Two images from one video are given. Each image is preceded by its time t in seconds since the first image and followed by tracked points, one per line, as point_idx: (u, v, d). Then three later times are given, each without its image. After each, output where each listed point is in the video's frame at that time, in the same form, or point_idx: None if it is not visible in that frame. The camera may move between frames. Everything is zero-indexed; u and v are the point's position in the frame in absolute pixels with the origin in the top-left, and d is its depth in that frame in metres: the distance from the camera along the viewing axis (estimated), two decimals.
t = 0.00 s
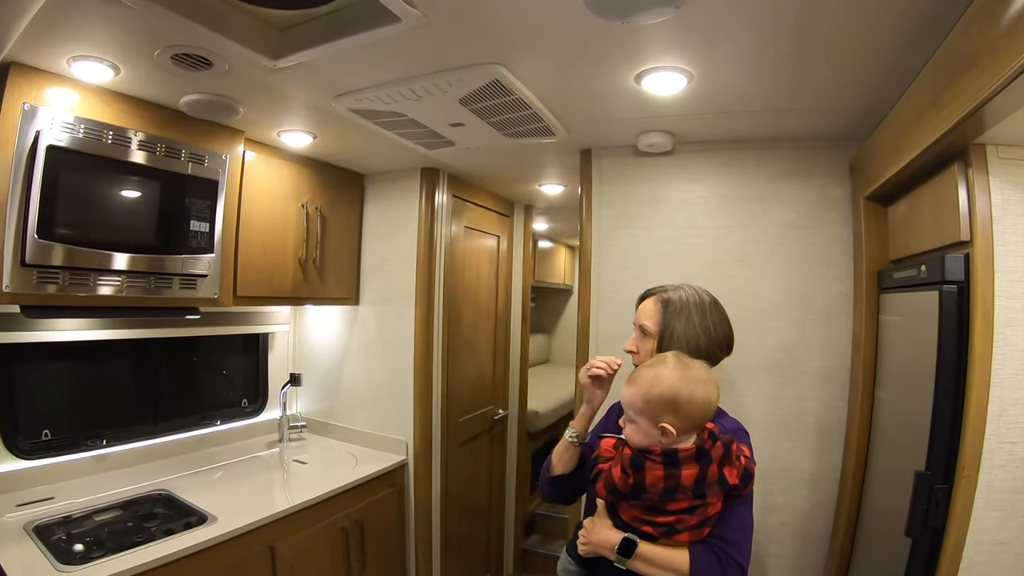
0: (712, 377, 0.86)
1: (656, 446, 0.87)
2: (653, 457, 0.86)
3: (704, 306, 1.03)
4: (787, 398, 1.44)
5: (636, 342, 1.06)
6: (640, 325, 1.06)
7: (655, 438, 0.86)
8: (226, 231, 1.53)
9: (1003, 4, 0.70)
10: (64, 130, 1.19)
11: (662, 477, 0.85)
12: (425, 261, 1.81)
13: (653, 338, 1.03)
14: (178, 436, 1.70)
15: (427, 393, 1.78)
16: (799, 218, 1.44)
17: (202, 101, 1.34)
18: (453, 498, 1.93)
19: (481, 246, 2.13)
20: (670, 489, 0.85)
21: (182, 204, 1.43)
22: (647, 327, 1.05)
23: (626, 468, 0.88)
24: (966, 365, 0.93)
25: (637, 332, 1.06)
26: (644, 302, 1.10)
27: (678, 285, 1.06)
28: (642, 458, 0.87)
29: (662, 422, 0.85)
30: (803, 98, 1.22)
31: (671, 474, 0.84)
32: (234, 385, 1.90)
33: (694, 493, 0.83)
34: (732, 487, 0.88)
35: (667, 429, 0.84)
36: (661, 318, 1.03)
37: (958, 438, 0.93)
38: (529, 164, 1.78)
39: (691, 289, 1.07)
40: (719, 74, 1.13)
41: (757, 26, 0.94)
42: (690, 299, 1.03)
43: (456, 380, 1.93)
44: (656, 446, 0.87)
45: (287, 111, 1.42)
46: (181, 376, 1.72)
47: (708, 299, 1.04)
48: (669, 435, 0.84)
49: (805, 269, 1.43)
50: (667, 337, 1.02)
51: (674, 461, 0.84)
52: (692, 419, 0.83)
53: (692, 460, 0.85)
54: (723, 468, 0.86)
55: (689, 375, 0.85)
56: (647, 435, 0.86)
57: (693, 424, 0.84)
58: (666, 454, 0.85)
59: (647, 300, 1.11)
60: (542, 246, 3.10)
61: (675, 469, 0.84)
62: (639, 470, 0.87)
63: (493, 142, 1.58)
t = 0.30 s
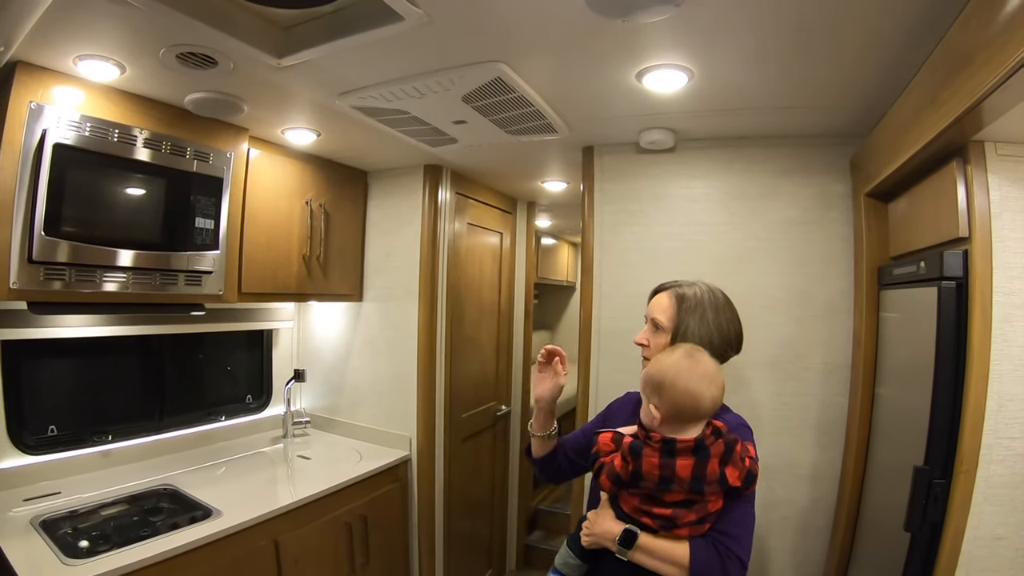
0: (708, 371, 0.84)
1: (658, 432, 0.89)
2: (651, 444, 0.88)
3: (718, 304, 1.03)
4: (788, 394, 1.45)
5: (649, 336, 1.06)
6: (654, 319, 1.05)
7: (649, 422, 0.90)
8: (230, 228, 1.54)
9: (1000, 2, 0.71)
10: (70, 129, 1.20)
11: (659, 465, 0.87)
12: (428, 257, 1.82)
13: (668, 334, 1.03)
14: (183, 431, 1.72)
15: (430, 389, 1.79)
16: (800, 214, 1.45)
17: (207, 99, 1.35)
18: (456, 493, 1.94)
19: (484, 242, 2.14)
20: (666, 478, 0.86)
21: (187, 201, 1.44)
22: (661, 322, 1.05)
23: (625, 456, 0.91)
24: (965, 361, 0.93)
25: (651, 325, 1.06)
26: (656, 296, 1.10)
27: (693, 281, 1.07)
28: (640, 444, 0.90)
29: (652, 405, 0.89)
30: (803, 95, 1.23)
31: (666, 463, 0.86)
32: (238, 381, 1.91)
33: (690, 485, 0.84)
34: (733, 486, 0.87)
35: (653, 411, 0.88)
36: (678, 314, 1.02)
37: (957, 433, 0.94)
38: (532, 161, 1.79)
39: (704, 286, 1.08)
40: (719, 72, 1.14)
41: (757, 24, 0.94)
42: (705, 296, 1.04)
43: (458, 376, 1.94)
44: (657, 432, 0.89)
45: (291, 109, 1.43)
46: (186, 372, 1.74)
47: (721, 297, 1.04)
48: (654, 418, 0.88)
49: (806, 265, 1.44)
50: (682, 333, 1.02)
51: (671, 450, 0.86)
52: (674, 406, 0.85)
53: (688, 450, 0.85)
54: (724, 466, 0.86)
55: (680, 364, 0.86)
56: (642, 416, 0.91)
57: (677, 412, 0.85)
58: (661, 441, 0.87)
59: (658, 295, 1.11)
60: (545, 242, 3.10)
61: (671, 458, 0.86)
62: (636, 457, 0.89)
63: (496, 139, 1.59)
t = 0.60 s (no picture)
0: (730, 373, 0.85)
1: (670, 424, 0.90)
2: (664, 435, 0.88)
3: (724, 305, 1.04)
4: (787, 392, 1.45)
5: (654, 334, 1.08)
6: (660, 318, 1.07)
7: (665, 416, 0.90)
8: (231, 228, 1.55)
9: None
10: (71, 129, 1.21)
11: (669, 458, 0.86)
12: (428, 256, 1.83)
13: (673, 333, 1.05)
14: (185, 429, 1.73)
15: (431, 386, 1.80)
16: (798, 212, 1.45)
17: (207, 99, 1.35)
18: (456, 491, 1.95)
19: (485, 241, 2.15)
20: (674, 472, 0.86)
21: (188, 201, 1.45)
22: (666, 320, 1.06)
23: (636, 444, 0.90)
24: (962, 358, 0.94)
25: (657, 324, 1.07)
26: (664, 294, 1.12)
27: (700, 281, 1.08)
28: (652, 434, 0.89)
29: (670, 400, 0.88)
30: (801, 93, 1.23)
31: (676, 456, 0.86)
32: (240, 379, 1.92)
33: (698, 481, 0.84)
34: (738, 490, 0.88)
35: (671, 407, 0.87)
36: (683, 314, 1.04)
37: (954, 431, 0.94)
38: (532, 160, 1.80)
39: (711, 285, 1.08)
40: (717, 70, 1.14)
41: (754, 22, 0.95)
42: (711, 296, 1.05)
43: (459, 375, 1.95)
44: (670, 424, 0.89)
45: (291, 109, 1.44)
46: (188, 370, 1.75)
47: (727, 298, 1.05)
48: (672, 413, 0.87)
49: (805, 263, 1.44)
50: (686, 333, 1.03)
51: (682, 443, 0.86)
52: (695, 405, 0.85)
53: (699, 446, 0.86)
54: (732, 469, 0.87)
55: (707, 365, 0.85)
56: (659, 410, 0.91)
57: (695, 412, 0.85)
58: (676, 435, 0.87)
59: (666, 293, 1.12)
60: (546, 240, 3.11)
61: (681, 451, 0.86)
62: (648, 447, 0.88)
63: (495, 138, 1.59)
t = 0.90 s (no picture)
0: (736, 373, 0.86)
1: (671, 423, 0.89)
2: (666, 435, 0.87)
3: (725, 302, 1.04)
4: (788, 388, 1.45)
5: (655, 331, 1.08)
6: (662, 315, 1.06)
7: (669, 415, 0.89)
8: (229, 229, 1.54)
9: None
10: (69, 133, 1.20)
11: (671, 458, 0.86)
12: (427, 255, 1.83)
13: (674, 330, 1.04)
14: (186, 431, 1.73)
15: (431, 386, 1.80)
16: (797, 208, 1.45)
17: (205, 100, 1.35)
18: (458, 490, 1.95)
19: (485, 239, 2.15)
20: (676, 471, 0.86)
21: (186, 202, 1.45)
22: (667, 317, 1.06)
23: (638, 444, 0.89)
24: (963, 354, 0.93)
25: (658, 321, 1.07)
26: (665, 290, 1.11)
27: (700, 277, 1.07)
28: (654, 434, 0.88)
29: (676, 401, 0.88)
30: (799, 88, 1.23)
31: (678, 455, 0.85)
32: (241, 380, 1.93)
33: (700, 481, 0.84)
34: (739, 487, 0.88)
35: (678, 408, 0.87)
36: (684, 311, 1.04)
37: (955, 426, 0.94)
38: (530, 158, 1.79)
39: (712, 282, 1.08)
40: (714, 66, 1.14)
41: (750, 17, 0.94)
42: (712, 293, 1.04)
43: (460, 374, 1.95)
44: (672, 424, 0.89)
45: (288, 109, 1.43)
46: (188, 372, 1.75)
47: (728, 295, 1.04)
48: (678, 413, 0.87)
49: (805, 259, 1.44)
50: (688, 329, 1.03)
51: (684, 443, 0.85)
52: (702, 406, 0.84)
53: (701, 446, 0.85)
54: (733, 467, 0.87)
55: (714, 366, 0.85)
56: (662, 410, 0.90)
57: (702, 412, 0.85)
58: (679, 434, 0.86)
59: (666, 289, 1.12)
60: (547, 238, 3.11)
61: (682, 450, 0.85)
62: (649, 447, 0.88)
63: (493, 136, 1.58)
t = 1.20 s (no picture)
0: (734, 365, 0.86)
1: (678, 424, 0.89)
2: (675, 436, 0.87)
3: (727, 296, 1.04)
4: (795, 382, 1.45)
5: (657, 325, 1.08)
6: (662, 309, 1.07)
7: (674, 417, 0.89)
8: (235, 229, 1.55)
9: None
10: (75, 135, 1.21)
11: (683, 459, 0.86)
12: (433, 253, 1.83)
13: (674, 323, 1.05)
14: (195, 430, 1.74)
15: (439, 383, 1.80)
16: (802, 202, 1.45)
17: (209, 101, 1.35)
18: (466, 487, 1.96)
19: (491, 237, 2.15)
20: (689, 472, 0.86)
21: (192, 202, 1.45)
22: (668, 311, 1.06)
23: (649, 447, 0.89)
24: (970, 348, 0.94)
25: (659, 315, 1.08)
26: (666, 285, 1.11)
27: (702, 272, 1.07)
28: (663, 436, 0.88)
29: (679, 401, 0.88)
30: (802, 82, 1.23)
31: (690, 457, 0.85)
32: (249, 380, 1.93)
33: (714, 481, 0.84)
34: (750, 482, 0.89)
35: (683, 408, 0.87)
36: (684, 304, 1.04)
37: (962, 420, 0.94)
38: (535, 155, 1.80)
39: (713, 277, 1.08)
40: (717, 61, 1.14)
41: (752, 12, 0.94)
42: (713, 288, 1.04)
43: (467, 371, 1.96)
44: (680, 424, 0.89)
45: (292, 109, 1.44)
46: (196, 372, 1.76)
47: (730, 289, 1.05)
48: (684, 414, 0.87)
49: (811, 253, 1.44)
50: (687, 323, 1.03)
51: (695, 443, 0.85)
52: (706, 403, 0.85)
53: (712, 444, 0.86)
54: (744, 464, 0.87)
55: (710, 361, 0.86)
56: (666, 412, 0.90)
57: (707, 408, 0.85)
58: (688, 433, 0.86)
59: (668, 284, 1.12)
60: (553, 235, 3.11)
61: (694, 451, 0.85)
62: (661, 449, 0.87)
63: (497, 133, 1.59)
